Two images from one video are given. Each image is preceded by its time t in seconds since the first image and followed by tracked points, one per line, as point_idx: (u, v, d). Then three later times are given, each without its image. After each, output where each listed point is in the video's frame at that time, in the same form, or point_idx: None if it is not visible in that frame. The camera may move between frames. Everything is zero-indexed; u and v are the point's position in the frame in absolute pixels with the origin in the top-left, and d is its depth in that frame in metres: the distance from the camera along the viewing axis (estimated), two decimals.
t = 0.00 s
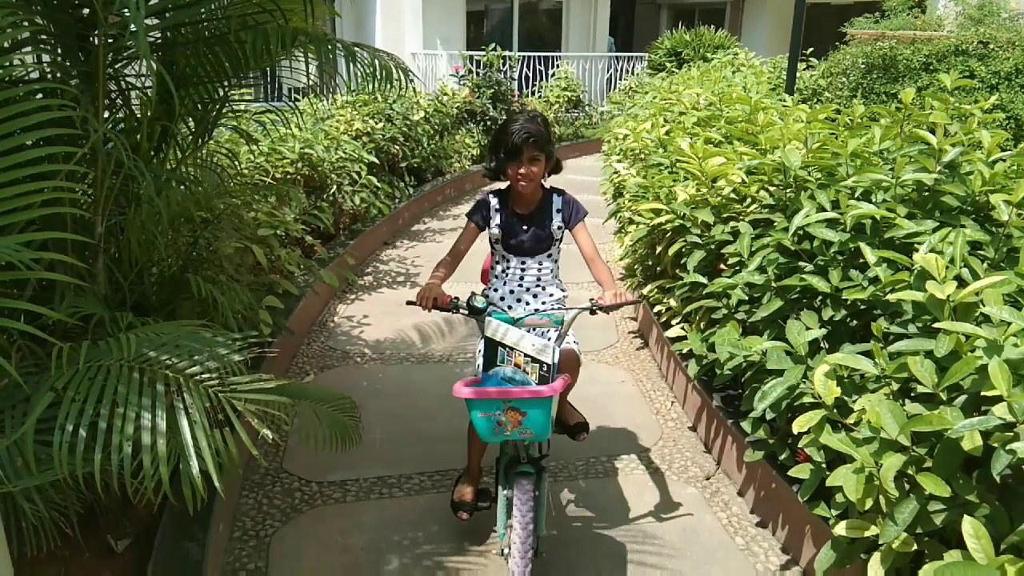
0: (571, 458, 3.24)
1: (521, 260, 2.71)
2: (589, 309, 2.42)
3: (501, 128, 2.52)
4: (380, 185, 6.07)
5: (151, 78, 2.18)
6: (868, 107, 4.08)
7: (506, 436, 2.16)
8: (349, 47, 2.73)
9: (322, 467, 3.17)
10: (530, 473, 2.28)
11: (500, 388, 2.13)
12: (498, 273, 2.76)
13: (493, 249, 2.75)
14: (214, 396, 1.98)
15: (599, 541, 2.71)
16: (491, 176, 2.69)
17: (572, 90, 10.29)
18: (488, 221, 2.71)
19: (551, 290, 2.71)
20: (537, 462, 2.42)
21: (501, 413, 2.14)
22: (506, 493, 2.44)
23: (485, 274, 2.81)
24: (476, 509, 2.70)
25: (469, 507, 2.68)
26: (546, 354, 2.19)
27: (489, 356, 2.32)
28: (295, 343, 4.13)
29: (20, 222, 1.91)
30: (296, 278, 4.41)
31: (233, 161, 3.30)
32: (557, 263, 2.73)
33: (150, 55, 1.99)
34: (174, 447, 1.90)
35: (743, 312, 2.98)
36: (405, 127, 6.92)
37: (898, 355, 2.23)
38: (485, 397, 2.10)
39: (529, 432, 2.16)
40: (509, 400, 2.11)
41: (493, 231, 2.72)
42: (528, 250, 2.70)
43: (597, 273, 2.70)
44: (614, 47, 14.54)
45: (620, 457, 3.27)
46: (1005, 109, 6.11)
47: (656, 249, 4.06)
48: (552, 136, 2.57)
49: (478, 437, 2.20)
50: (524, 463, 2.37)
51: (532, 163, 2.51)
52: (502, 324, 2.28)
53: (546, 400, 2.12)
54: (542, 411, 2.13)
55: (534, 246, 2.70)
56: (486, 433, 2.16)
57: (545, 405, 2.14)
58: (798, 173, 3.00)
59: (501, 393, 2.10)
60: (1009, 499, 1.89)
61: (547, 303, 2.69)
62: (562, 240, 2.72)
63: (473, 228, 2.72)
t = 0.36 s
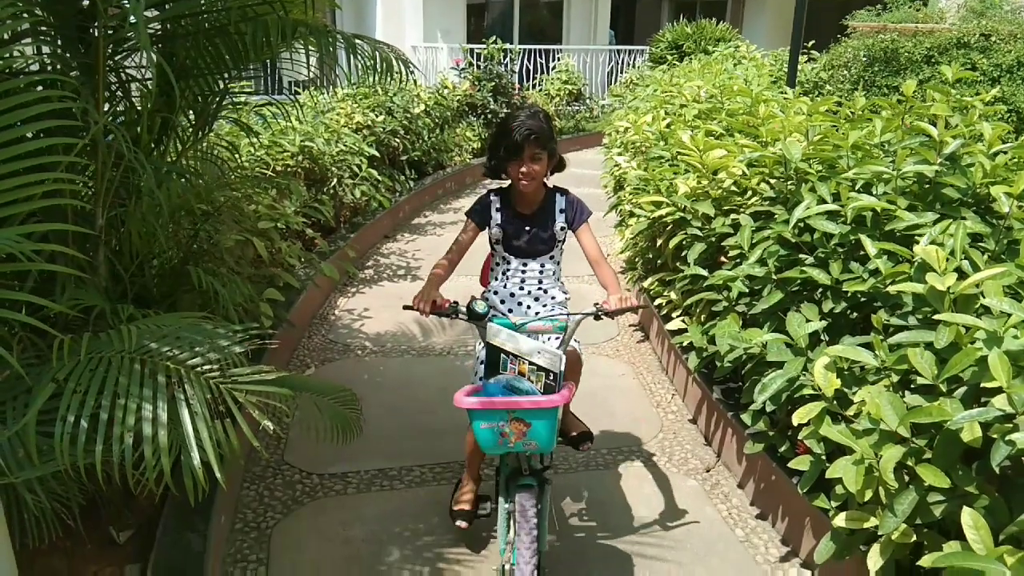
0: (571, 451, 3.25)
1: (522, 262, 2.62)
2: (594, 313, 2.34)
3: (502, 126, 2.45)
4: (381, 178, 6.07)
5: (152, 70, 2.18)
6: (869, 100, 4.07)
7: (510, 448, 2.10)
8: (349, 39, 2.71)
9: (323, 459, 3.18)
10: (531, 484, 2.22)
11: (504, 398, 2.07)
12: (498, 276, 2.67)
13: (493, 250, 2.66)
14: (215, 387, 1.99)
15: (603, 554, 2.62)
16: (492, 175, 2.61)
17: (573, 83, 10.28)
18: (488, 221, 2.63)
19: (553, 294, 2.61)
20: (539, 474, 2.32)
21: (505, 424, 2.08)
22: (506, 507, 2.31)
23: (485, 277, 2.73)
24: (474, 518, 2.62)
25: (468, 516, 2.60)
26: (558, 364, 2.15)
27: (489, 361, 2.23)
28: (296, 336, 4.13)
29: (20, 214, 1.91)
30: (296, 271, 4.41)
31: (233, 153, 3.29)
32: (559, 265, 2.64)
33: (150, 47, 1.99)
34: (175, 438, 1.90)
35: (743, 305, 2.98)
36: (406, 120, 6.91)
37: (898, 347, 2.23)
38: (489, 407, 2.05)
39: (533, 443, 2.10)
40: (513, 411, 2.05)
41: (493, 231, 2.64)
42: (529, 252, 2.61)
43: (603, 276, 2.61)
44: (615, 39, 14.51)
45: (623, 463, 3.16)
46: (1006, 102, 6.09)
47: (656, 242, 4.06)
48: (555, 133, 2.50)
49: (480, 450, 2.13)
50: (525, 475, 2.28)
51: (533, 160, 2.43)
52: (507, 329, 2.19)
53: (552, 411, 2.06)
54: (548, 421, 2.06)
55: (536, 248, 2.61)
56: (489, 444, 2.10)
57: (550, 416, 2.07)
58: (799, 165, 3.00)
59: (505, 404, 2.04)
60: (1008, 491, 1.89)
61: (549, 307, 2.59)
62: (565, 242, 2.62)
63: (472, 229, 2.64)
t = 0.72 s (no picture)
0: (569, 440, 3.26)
1: (520, 268, 2.54)
2: (598, 324, 2.22)
3: (501, 124, 2.34)
4: (378, 168, 6.06)
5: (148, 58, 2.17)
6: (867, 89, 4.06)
7: (512, 469, 1.96)
8: (346, 27, 2.70)
9: (322, 448, 3.19)
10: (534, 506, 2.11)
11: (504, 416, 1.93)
12: (494, 281, 2.58)
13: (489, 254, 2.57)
14: (213, 374, 1.99)
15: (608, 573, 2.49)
16: (489, 173, 2.50)
17: (571, 74, 10.26)
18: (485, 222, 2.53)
19: (552, 300, 2.55)
20: (541, 493, 2.21)
21: (506, 443, 1.93)
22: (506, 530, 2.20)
23: (481, 280, 2.64)
24: (471, 531, 2.62)
25: (464, 530, 2.60)
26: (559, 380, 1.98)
27: (490, 374, 2.09)
28: (294, 326, 4.13)
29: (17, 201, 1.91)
30: (294, 260, 4.40)
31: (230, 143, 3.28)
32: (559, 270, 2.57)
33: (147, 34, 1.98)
34: (173, 425, 1.91)
35: (740, 294, 2.99)
36: (403, 110, 6.90)
37: (895, 335, 2.23)
38: (487, 426, 1.90)
39: (537, 464, 1.95)
40: (513, 429, 1.90)
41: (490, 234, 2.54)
42: (528, 257, 2.53)
43: (606, 282, 2.52)
44: (614, 29, 14.46)
45: (625, 473, 3.03)
46: (1005, 92, 6.07)
47: (654, 231, 4.06)
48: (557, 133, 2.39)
49: (480, 469, 2.00)
50: (526, 494, 2.17)
51: (533, 163, 2.32)
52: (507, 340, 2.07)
53: (556, 429, 1.90)
54: (551, 441, 1.91)
55: (535, 253, 2.53)
56: (489, 465, 1.96)
57: (554, 436, 1.92)
58: (796, 154, 3.00)
59: (504, 423, 1.89)
60: (1002, 477, 1.90)
61: (548, 314, 2.51)
62: (565, 245, 2.55)
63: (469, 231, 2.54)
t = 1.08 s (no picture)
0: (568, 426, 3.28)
1: (520, 269, 2.37)
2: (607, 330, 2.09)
3: (501, 117, 2.16)
4: (377, 155, 6.05)
5: (147, 43, 2.17)
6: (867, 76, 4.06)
7: (516, 487, 1.90)
8: (345, 12, 2.67)
9: (322, 433, 3.20)
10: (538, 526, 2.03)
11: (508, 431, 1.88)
12: (491, 282, 2.41)
13: (486, 253, 2.40)
14: (213, 358, 2.00)
15: None
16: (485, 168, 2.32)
17: (570, 61, 10.23)
18: (483, 220, 2.36)
19: (554, 302, 2.39)
20: (544, 513, 2.10)
21: (510, 461, 1.88)
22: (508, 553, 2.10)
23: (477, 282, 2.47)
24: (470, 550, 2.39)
25: (461, 549, 2.36)
26: (569, 392, 1.90)
27: (492, 384, 2.02)
28: (294, 312, 4.14)
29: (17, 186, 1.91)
30: (293, 247, 4.40)
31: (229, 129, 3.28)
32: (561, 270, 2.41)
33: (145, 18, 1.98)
34: (174, 409, 1.92)
35: (739, 281, 3.00)
36: (402, 97, 6.88)
37: (893, 321, 2.24)
38: (491, 442, 1.85)
39: (542, 483, 1.89)
40: (518, 446, 1.85)
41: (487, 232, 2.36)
42: (528, 257, 2.36)
43: (609, 284, 2.40)
44: (614, 17, 14.42)
45: (630, 482, 2.90)
46: (1005, 80, 6.05)
47: (653, 218, 4.06)
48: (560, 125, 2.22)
49: (483, 488, 1.94)
50: (530, 513, 2.07)
51: (536, 158, 2.14)
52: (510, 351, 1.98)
53: (563, 447, 1.85)
54: (557, 459, 1.86)
55: (536, 252, 2.36)
56: (493, 483, 1.91)
57: (560, 453, 1.86)
58: (796, 141, 3.00)
59: (509, 439, 1.84)
60: (998, 462, 1.91)
61: (551, 319, 2.35)
62: (567, 244, 2.39)
63: (465, 230, 2.37)
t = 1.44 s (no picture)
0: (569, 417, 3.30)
1: (522, 271, 2.30)
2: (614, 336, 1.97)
3: (502, 114, 2.11)
4: (379, 147, 6.05)
5: (148, 34, 2.17)
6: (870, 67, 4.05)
7: (521, 505, 1.83)
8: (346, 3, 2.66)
9: (324, 424, 3.22)
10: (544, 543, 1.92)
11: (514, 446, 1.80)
12: (493, 285, 2.34)
13: (488, 255, 2.33)
14: (216, 347, 2.01)
15: None
16: (487, 167, 2.26)
17: (572, 53, 10.22)
18: (484, 220, 2.30)
19: (558, 306, 2.31)
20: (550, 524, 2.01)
21: (516, 477, 1.81)
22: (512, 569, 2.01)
23: (478, 285, 2.39)
24: (470, 563, 2.33)
25: (461, 562, 2.31)
26: (577, 406, 1.79)
27: (495, 396, 1.92)
28: (296, 304, 4.15)
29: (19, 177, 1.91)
30: (295, 239, 4.40)
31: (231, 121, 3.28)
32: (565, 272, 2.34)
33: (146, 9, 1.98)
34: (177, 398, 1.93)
35: (740, 272, 3.00)
36: (404, 89, 6.87)
37: (893, 311, 2.24)
38: (496, 458, 1.78)
39: (549, 500, 1.82)
40: (525, 463, 1.77)
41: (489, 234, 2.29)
42: (531, 258, 2.29)
43: (618, 286, 2.28)
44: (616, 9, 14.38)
45: (637, 489, 2.82)
46: (1009, 72, 6.03)
47: (655, 210, 4.06)
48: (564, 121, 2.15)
49: (487, 505, 1.87)
50: (534, 528, 1.97)
51: (539, 155, 2.08)
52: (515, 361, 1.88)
53: (571, 463, 1.77)
54: (566, 476, 1.79)
55: (539, 253, 2.29)
56: (497, 500, 1.84)
57: (569, 470, 1.79)
58: (797, 131, 2.99)
59: (515, 455, 1.77)
60: (997, 450, 1.92)
61: (554, 323, 2.27)
62: (572, 245, 2.32)
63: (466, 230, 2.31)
